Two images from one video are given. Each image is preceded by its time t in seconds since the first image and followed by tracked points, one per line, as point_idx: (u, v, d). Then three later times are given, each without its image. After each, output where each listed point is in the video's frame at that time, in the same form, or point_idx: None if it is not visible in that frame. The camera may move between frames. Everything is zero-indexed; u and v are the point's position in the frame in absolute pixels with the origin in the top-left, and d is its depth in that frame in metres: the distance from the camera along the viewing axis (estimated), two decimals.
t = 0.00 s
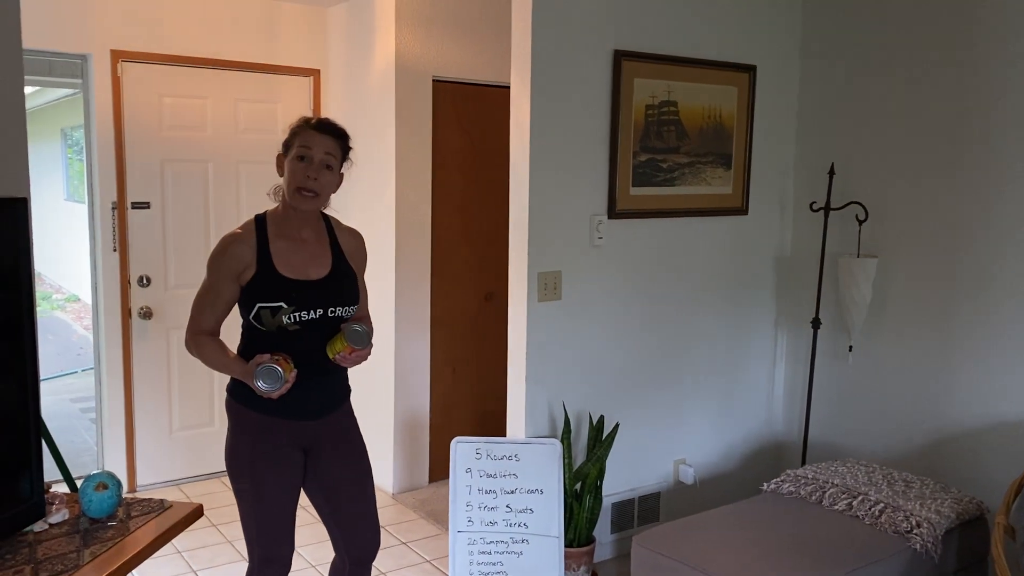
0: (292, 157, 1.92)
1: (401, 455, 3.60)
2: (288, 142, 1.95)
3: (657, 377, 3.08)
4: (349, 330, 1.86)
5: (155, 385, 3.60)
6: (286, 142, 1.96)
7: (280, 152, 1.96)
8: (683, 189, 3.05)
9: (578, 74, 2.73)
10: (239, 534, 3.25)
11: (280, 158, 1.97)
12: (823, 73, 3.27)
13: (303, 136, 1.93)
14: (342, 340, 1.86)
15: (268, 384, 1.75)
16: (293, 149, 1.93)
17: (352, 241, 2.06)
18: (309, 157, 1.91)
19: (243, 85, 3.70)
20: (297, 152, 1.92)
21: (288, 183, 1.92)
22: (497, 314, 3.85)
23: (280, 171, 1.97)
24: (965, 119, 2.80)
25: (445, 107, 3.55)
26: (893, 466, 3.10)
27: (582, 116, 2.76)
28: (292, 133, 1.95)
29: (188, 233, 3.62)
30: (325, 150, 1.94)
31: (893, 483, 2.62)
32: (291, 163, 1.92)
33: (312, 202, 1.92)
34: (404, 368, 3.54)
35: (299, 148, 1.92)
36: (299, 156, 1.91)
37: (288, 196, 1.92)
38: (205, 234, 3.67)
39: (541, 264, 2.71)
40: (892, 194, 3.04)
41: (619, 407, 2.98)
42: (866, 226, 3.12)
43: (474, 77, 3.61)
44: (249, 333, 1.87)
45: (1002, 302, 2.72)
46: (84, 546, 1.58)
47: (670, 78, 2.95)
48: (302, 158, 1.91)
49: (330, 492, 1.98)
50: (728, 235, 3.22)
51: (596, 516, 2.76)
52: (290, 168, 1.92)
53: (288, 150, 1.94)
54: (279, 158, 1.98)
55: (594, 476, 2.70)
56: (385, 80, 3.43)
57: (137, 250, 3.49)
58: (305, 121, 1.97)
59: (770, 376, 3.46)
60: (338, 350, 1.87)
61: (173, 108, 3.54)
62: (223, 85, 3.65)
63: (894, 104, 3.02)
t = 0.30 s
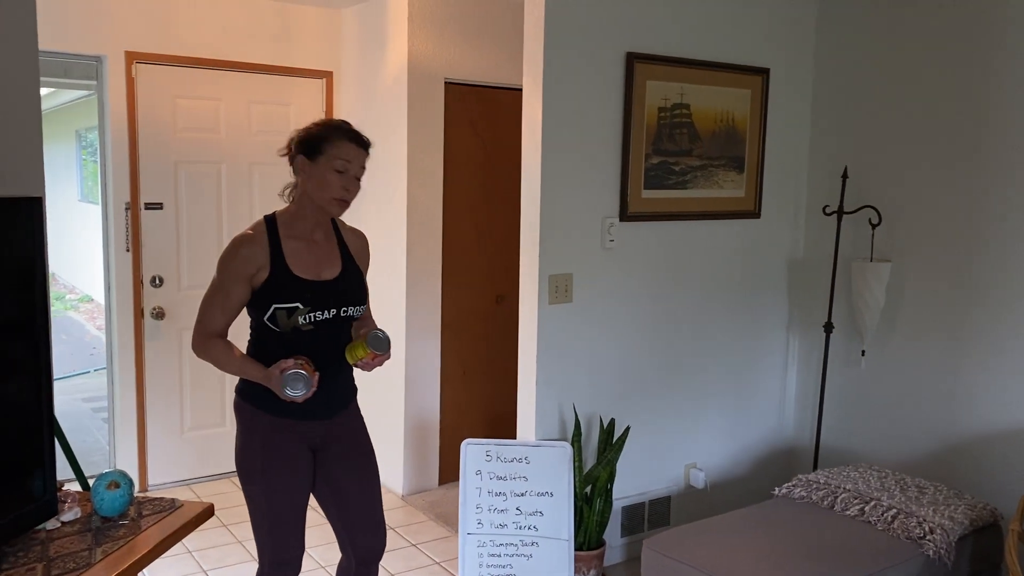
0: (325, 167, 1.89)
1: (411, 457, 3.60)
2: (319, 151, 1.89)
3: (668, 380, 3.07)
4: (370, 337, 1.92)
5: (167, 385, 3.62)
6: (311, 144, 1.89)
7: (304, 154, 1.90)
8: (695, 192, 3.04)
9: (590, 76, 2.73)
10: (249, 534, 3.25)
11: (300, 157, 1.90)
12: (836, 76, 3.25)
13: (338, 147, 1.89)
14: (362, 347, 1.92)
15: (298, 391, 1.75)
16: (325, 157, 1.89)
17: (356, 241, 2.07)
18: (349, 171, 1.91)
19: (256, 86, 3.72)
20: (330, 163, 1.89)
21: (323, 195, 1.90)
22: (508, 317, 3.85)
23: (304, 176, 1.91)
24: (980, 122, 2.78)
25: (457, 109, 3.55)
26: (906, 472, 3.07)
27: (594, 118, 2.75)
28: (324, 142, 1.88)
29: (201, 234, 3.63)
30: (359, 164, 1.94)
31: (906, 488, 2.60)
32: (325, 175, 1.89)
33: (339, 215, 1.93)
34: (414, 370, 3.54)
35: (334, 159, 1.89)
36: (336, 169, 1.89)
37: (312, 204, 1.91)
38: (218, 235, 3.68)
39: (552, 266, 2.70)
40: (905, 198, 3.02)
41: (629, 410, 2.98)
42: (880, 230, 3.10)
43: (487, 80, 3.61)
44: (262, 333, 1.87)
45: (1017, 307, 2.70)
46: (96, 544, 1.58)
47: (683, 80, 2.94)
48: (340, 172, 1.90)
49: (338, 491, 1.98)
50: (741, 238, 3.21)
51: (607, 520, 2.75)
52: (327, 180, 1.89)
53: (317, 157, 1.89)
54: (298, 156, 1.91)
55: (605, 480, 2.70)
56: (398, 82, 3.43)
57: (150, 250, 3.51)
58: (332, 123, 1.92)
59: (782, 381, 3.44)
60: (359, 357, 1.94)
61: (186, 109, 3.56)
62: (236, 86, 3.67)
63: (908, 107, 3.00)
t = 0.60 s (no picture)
0: (370, 188, 1.94)
1: (419, 460, 3.61)
2: (368, 170, 1.93)
3: (678, 385, 3.06)
4: (388, 339, 2.00)
5: (177, 386, 3.63)
6: (362, 163, 1.91)
7: (354, 172, 1.91)
8: (706, 196, 3.04)
9: (601, 80, 2.73)
10: (258, 535, 3.26)
11: (346, 172, 1.90)
12: (847, 80, 3.24)
13: (384, 170, 1.96)
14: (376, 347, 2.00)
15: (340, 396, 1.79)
16: (373, 178, 1.94)
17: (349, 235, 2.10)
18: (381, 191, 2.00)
19: (267, 89, 3.73)
20: (376, 185, 1.95)
21: (362, 212, 1.95)
22: (516, 320, 3.85)
23: (345, 189, 1.91)
24: (993, 127, 2.77)
25: (468, 113, 3.56)
26: (916, 479, 3.06)
27: (605, 121, 2.75)
28: (376, 163, 1.93)
29: (212, 236, 3.65)
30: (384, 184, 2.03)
31: (916, 494, 2.59)
32: (369, 195, 1.94)
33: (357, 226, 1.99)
34: (423, 372, 3.55)
35: (378, 181, 1.96)
36: (378, 192, 1.97)
37: (342, 216, 1.93)
38: (228, 237, 3.69)
39: (562, 269, 2.70)
40: (917, 203, 3.01)
41: (639, 414, 2.97)
42: (891, 235, 3.09)
43: (497, 83, 3.61)
44: (280, 336, 1.86)
45: None
46: (107, 545, 1.59)
47: (694, 84, 2.94)
48: (379, 194, 1.97)
49: (347, 492, 1.99)
50: (751, 242, 3.20)
51: (615, 524, 2.75)
52: (369, 201, 1.95)
53: (366, 177, 1.93)
54: (343, 169, 1.90)
55: (614, 484, 2.69)
56: (408, 85, 3.44)
57: (161, 252, 3.52)
58: (378, 143, 1.95)
59: (791, 386, 3.42)
60: (375, 359, 2.02)
61: (197, 111, 3.57)
62: (247, 89, 3.68)
63: (919, 112, 2.99)
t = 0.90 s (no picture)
0: (381, 191, 1.95)
1: (425, 463, 3.60)
2: (379, 173, 1.93)
3: (684, 389, 3.06)
4: (408, 322, 2.09)
5: (184, 388, 3.64)
6: (374, 166, 1.91)
7: (366, 176, 1.91)
8: (713, 200, 3.03)
9: (609, 84, 2.73)
10: (264, 538, 3.26)
11: (359, 177, 1.90)
12: (855, 84, 3.24)
13: (394, 172, 1.97)
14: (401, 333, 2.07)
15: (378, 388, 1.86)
16: (383, 181, 1.95)
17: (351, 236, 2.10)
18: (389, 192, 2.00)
19: (275, 92, 3.74)
20: (386, 188, 1.96)
21: (374, 215, 1.96)
22: (522, 323, 3.85)
23: (359, 192, 1.91)
24: (1001, 132, 2.76)
25: (474, 116, 3.56)
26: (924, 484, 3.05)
27: (612, 126, 2.75)
28: (386, 165, 1.94)
29: (219, 238, 3.66)
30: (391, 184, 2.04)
31: (923, 500, 2.58)
32: (380, 198, 1.95)
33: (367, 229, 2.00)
34: (429, 375, 3.55)
35: (388, 183, 1.96)
36: (389, 193, 1.97)
37: (355, 220, 1.94)
38: (235, 239, 3.70)
39: (569, 273, 2.70)
40: (924, 208, 3.00)
41: (646, 418, 2.97)
42: (898, 239, 3.08)
43: (504, 87, 3.62)
44: (298, 340, 1.86)
45: None
46: (115, 548, 1.59)
47: (701, 89, 2.94)
48: (389, 196, 1.98)
49: (353, 497, 1.99)
50: (758, 246, 3.20)
51: (621, 529, 2.73)
52: (380, 203, 1.96)
53: (378, 180, 1.93)
54: (356, 174, 1.89)
55: (620, 488, 2.68)
56: (415, 88, 3.44)
57: (168, 254, 3.53)
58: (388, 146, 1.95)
59: (798, 390, 3.42)
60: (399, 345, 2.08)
61: (205, 114, 3.58)
62: (255, 92, 3.69)
63: (927, 117, 2.99)
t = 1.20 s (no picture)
0: (379, 189, 1.95)
1: (428, 463, 3.61)
2: (378, 170, 1.93)
3: (688, 389, 3.06)
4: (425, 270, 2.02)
5: (188, 388, 3.64)
6: (372, 164, 1.91)
7: (363, 175, 1.91)
8: (717, 200, 3.04)
9: (614, 85, 2.73)
10: (268, 538, 3.26)
11: (356, 175, 1.90)
12: (860, 85, 3.24)
13: (393, 169, 1.96)
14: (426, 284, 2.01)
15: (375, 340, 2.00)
16: (382, 179, 1.95)
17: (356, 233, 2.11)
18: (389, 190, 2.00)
19: (280, 93, 3.74)
20: (385, 185, 1.95)
21: (373, 213, 1.96)
22: (526, 324, 3.85)
23: (357, 191, 1.91)
24: (1005, 133, 2.76)
25: (478, 116, 3.56)
26: (928, 485, 3.04)
27: (617, 126, 2.75)
28: (384, 163, 1.94)
29: (224, 239, 3.66)
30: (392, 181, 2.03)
31: (929, 501, 2.58)
32: (379, 195, 1.95)
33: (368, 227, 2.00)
34: (433, 375, 3.55)
35: (387, 180, 1.96)
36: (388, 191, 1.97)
37: (354, 218, 1.94)
38: (240, 240, 3.70)
39: (573, 273, 2.70)
40: (929, 208, 3.00)
41: (650, 418, 2.97)
42: (903, 240, 3.08)
43: (509, 87, 3.62)
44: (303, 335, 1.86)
45: None
46: (122, 547, 1.59)
47: (706, 89, 2.94)
48: (389, 194, 1.98)
49: (359, 495, 1.99)
50: (762, 247, 3.20)
51: (625, 529, 2.74)
52: (379, 201, 1.96)
53: (376, 178, 1.93)
54: (353, 172, 1.90)
55: (624, 488, 2.68)
56: (420, 88, 3.45)
57: (172, 254, 3.54)
58: (386, 144, 1.95)
59: (802, 391, 3.42)
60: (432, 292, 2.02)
61: (210, 114, 3.59)
62: (260, 92, 3.69)
63: (931, 118, 2.99)
